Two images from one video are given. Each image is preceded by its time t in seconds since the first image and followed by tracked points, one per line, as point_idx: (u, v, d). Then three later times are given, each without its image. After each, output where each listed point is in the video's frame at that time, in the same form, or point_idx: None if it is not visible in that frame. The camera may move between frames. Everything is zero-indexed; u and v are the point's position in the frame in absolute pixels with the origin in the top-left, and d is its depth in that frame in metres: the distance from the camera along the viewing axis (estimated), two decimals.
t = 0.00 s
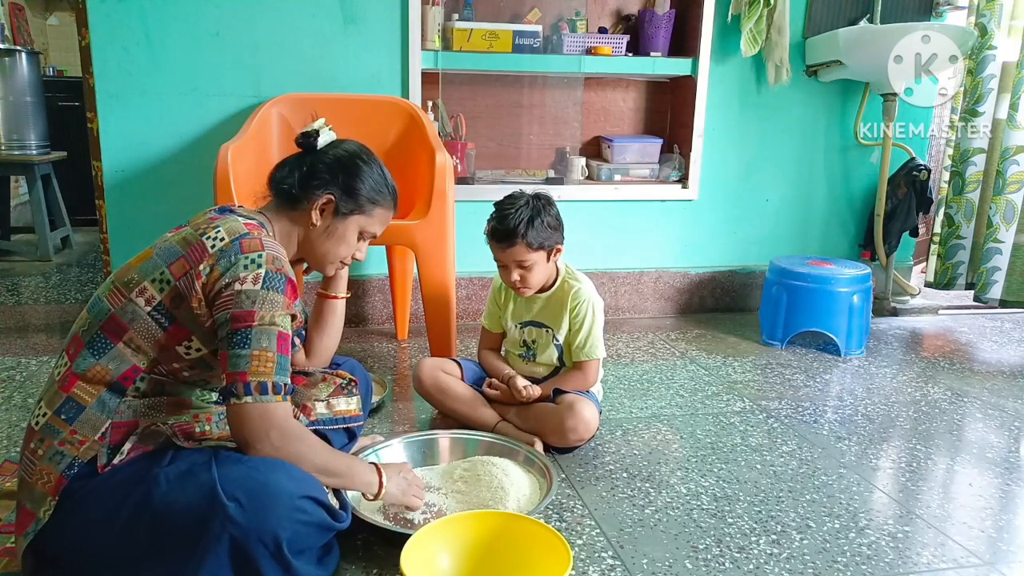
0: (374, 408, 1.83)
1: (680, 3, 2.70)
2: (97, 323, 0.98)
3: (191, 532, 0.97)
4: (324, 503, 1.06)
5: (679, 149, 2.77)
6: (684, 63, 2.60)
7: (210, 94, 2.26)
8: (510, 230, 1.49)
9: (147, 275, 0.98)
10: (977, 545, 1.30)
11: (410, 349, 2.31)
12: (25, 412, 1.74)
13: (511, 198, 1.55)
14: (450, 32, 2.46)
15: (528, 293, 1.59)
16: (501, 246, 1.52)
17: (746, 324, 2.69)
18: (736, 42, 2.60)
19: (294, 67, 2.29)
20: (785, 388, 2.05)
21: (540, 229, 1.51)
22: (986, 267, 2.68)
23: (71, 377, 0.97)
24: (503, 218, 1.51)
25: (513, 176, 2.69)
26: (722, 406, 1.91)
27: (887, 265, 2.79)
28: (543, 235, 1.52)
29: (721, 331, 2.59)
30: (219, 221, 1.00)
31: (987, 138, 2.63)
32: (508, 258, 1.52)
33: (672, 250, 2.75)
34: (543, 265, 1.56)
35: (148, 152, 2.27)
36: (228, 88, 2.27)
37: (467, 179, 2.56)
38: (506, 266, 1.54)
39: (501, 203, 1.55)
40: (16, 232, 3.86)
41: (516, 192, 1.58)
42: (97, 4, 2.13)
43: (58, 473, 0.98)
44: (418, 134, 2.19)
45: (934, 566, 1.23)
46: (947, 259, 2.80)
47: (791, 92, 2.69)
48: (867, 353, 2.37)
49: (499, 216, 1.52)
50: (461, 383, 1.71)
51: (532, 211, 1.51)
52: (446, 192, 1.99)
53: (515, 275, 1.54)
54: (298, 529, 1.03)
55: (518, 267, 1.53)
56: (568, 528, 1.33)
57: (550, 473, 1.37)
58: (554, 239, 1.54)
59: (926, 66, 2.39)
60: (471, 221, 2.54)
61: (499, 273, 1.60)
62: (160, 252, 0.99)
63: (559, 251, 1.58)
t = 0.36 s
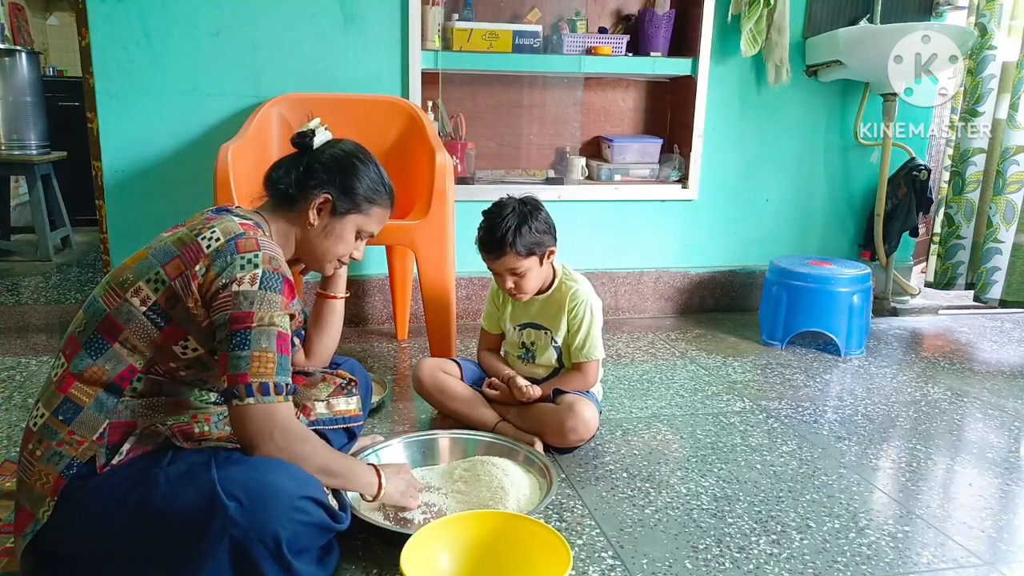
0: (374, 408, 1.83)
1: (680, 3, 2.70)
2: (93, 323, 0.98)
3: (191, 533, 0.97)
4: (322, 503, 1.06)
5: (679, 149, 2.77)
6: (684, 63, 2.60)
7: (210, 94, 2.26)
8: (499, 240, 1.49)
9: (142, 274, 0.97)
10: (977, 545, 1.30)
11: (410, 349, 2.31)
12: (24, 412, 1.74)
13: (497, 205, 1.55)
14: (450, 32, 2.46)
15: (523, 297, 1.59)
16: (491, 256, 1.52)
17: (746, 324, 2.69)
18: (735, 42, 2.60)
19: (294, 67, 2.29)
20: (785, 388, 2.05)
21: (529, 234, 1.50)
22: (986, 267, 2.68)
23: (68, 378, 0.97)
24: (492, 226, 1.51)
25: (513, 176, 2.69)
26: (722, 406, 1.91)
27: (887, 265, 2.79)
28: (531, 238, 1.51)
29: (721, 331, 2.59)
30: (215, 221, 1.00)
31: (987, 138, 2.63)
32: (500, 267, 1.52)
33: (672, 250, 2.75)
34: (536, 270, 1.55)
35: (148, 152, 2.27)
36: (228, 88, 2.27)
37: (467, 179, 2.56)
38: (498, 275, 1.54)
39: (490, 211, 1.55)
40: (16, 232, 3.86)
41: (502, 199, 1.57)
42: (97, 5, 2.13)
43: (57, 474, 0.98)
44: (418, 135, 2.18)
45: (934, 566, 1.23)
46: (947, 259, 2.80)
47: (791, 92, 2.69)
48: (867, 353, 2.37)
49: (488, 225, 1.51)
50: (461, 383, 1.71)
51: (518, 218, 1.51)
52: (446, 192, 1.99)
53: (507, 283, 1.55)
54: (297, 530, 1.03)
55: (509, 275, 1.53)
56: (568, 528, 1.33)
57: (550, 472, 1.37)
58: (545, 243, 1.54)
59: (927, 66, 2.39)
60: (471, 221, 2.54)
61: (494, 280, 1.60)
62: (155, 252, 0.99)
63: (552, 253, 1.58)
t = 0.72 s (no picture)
0: (374, 408, 1.83)
1: (680, 3, 2.70)
2: (83, 326, 0.98)
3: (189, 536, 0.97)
4: (318, 502, 1.07)
5: (679, 149, 2.77)
6: (684, 63, 2.60)
7: (210, 95, 2.26)
8: (497, 233, 1.50)
9: (128, 277, 0.96)
10: (977, 545, 1.30)
11: (410, 349, 2.31)
12: (24, 412, 1.74)
13: (497, 201, 1.56)
14: (450, 32, 2.46)
15: (522, 295, 1.59)
16: (491, 250, 1.52)
17: (746, 324, 2.69)
18: (736, 42, 2.60)
19: (294, 67, 2.29)
20: (785, 388, 2.05)
21: (528, 229, 1.51)
22: (985, 267, 2.68)
23: (60, 380, 0.98)
24: (491, 219, 1.52)
25: (513, 175, 2.69)
26: (722, 406, 1.91)
27: (887, 265, 2.79)
28: (532, 234, 1.51)
29: (721, 331, 2.59)
30: (202, 222, 0.97)
31: (987, 138, 2.63)
32: (499, 261, 1.52)
33: (672, 250, 2.75)
34: (535, 266, 1.55)
35: (147, 152, 2.27)
36: (228, 88, 2.27)
37: (467, 179, 2.56)
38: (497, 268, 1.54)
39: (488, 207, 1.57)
40: (16, 232, 3.86)
41: (502, 196, 1.58)
42: (97, 5, 2.13)
43: (51, 477, 0.99)
44: (417, 134, 2.19)
45: (934, 566, 1.23)
46: (947, 259, 2.80)
47: (791, 92, 2.69)
48: (867, 353, 2.37)
49: (486, 221, 1.52)
50: (461, 384, 1.71)
51: (518, 212, 1.52)
52: (445, 192, 1.99)
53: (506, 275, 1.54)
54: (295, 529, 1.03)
55: (509, 270, 1.53)
56: (568, 528, 1.33)
57: (550, 472, 1.37)
58: (544, 238, 1.54)
59: (926, 66, 2.39)
60: (471, 221, 2.54)
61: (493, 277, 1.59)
62: (141, 253, 0.97)
63: (552, 250, 1.58)
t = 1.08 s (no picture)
0: (374, 408, 1.83)
1: (680, 3, 2.70)
2: (88, 322, 0.98)
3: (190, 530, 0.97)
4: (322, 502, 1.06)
5: (679, 149, 2.77)
6: (684, 63, 2.60)
7: (210, 95, 2.26)
8: (501, 226, 1.50)
9: (135, 271, 0.98)
10: (977, 545, 1.30)
11: (410, 349, 2.31)
12: (25, 412, 1.74)
13: (502, 197, 1.56)
14: (450, 32, 2.46)
15: (525, 290, 1.58)
16: (494, 244, 1.52)
17: (746, 324, 2.69)
18: (736, 42, 2.60)
19: (294, 67, 2.29)
20: (785, 388, 2.05)
21: (531, 224, 1.51)
22: (985, 267, 2.68)
23: (65, 377, 0.97)
24: (494, 212, 1.53)
25: (513, 175, 2.69)
26: (722, 406, 1.91)
27: (887, 265, 2.79)
28: (535, 230, 1.51)
29: (721, 331, 2.59)
30: (206, 216, 1.00)
31: (987, 138, 2.63)
32: (502, 255, 1.52)
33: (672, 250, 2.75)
34: (538, 260, 1.55)
35: (147, 152, 2.27)
36: (228, 88, 2.27)
37: (467, 179, 2.56)
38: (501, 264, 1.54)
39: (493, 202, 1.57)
40: (16, 232, 3.86)
41: (508, 192, 1.59)
42: (97, 4, 2.13)
43: (54, 475, 0.99)
44: (416, 133, 2.18)
45: (934, 566, 1.23)
46: (947, 259, 2.80)
47: (791, 92, 2.69)
48: (867, 353, 2.37)
49: (491, 215, 1.53)
50: (461, 382, 1.71)
51: (521, 207, 1.52)
52: (445, 191, 1.99)
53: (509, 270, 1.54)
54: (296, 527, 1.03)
55: (512, 264, 1.53)
56: (568, 527, 1.33)
57: (550, 472, 1.37)
58: (547, 233, 1.54)
59: (926, 66, 2.39)
60: (471, 221, 2.54)
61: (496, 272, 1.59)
62: (148, 249, 0.99)
63: (555, 246, 1.58)
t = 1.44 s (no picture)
0: (374, 408, 1.83)
1: (680, 2, 2.70)
2: (85, 324, 0.98)
3: (189, 533, 0.97)
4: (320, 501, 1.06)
5: (679, 149, 2.77)
6: (684, 63, 2.60)
7: (211, 95, 2.26)
8: (504, 227, 1.50)
9: (131, 274, 0.97)
10: (977, 545, 1.30)
11: (410, 349, 2.31)
12: (24, 412, 1.74)
13: (508, 196, 1.57)
14: (450, 32, 2.46)
15: (523, 291, 1.58)
16: (495, 244, 1.52)
17: (746, 324, 2.69)
18: (736, 42, 2.60)
19: (294, 67, 2.29)
20: (785, 388, 2.05)
21: (534, 227, 1.51)
22: (985, 267, 2.68)
23: (63, 379, 0.98)
24: (498, 213, 1.52)
25: (513, 175, 2.69)
26: (722, 406, 1.91)
27: (887, 265, 2.79)
28: (538, 233, 1.51)
29: (721, 331, 2.59)
30: (205, 221, 0.98)
31: (987, 138, 2.63)
32: (502, 256, 1.52)
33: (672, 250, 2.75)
34: (538, 263, 1.55)
35: (147, 152, 2.27)
36: (228, 88, 2.27)
37: (467, 179, 2.56)
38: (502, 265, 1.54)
39: (496, 202, 1.57)
40: (17, 232, 3.86)
41: (513, 192, 1.59)
42: (97, 4, 2.13)
43: (52, 477, 1.00)
44: (417, 134, 2.18)
45: (934, 566, 1.23)
46: (947, 259, 2.80)
47: (791, 92, 2.69)
48: (867, 353, 2.37)
49: (494, 214, 1.52)
50: (461, 383, 1.71)
51: (526, 209, 1.52)
52: (446, 191, 1.99)
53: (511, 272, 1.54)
54: (296, 527, 1.03)
55: (511, 265, 1.53)
56: (568, 527, 1.33)
57: (550, 472, 1.38)
58: (549, 237, 1.54)
59: (927, 66, 2.39)
60: (471, 221, 2.54)
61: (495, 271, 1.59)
62: (144, 251, 0.98)
63: (557, 250, 1.58)
